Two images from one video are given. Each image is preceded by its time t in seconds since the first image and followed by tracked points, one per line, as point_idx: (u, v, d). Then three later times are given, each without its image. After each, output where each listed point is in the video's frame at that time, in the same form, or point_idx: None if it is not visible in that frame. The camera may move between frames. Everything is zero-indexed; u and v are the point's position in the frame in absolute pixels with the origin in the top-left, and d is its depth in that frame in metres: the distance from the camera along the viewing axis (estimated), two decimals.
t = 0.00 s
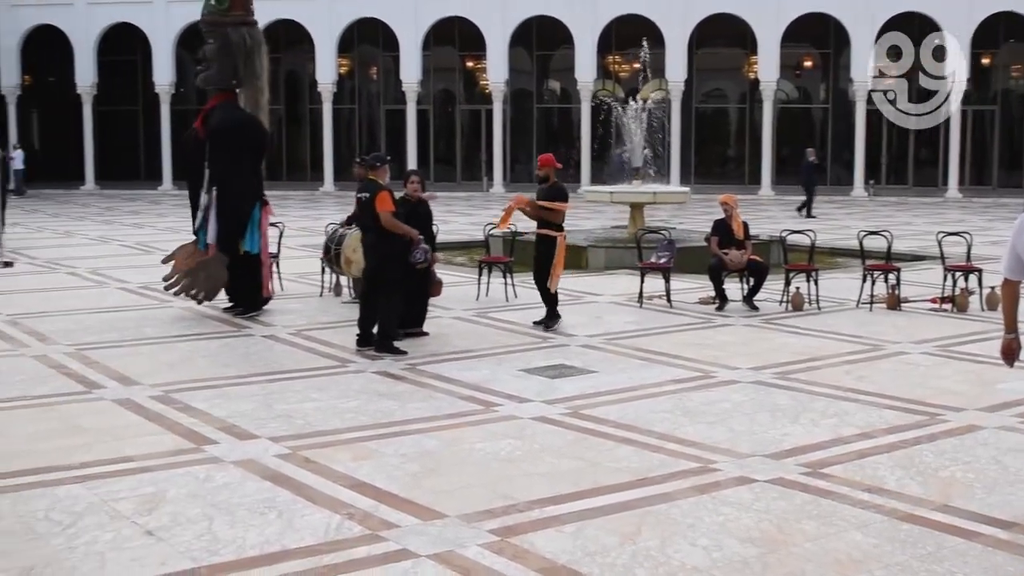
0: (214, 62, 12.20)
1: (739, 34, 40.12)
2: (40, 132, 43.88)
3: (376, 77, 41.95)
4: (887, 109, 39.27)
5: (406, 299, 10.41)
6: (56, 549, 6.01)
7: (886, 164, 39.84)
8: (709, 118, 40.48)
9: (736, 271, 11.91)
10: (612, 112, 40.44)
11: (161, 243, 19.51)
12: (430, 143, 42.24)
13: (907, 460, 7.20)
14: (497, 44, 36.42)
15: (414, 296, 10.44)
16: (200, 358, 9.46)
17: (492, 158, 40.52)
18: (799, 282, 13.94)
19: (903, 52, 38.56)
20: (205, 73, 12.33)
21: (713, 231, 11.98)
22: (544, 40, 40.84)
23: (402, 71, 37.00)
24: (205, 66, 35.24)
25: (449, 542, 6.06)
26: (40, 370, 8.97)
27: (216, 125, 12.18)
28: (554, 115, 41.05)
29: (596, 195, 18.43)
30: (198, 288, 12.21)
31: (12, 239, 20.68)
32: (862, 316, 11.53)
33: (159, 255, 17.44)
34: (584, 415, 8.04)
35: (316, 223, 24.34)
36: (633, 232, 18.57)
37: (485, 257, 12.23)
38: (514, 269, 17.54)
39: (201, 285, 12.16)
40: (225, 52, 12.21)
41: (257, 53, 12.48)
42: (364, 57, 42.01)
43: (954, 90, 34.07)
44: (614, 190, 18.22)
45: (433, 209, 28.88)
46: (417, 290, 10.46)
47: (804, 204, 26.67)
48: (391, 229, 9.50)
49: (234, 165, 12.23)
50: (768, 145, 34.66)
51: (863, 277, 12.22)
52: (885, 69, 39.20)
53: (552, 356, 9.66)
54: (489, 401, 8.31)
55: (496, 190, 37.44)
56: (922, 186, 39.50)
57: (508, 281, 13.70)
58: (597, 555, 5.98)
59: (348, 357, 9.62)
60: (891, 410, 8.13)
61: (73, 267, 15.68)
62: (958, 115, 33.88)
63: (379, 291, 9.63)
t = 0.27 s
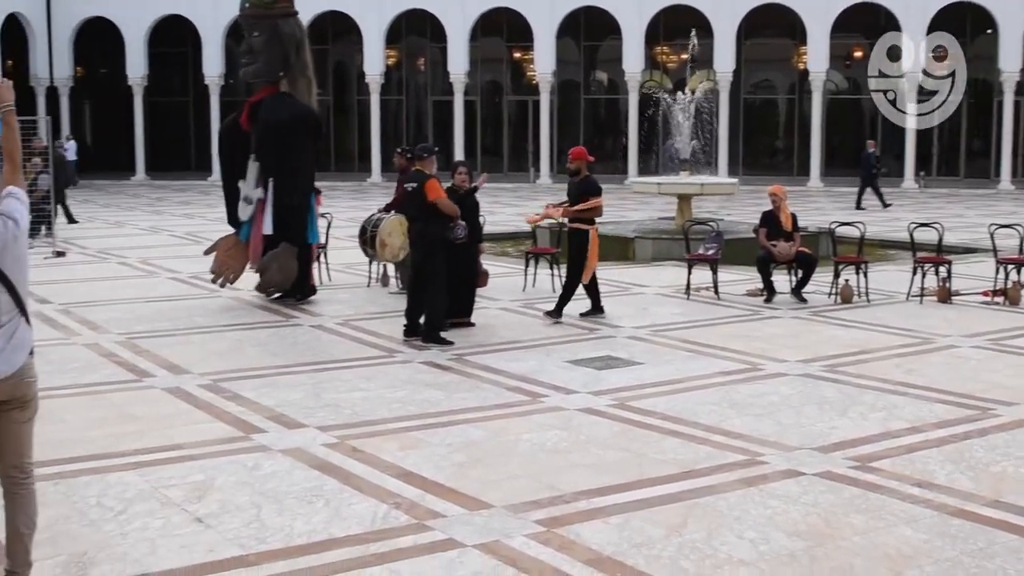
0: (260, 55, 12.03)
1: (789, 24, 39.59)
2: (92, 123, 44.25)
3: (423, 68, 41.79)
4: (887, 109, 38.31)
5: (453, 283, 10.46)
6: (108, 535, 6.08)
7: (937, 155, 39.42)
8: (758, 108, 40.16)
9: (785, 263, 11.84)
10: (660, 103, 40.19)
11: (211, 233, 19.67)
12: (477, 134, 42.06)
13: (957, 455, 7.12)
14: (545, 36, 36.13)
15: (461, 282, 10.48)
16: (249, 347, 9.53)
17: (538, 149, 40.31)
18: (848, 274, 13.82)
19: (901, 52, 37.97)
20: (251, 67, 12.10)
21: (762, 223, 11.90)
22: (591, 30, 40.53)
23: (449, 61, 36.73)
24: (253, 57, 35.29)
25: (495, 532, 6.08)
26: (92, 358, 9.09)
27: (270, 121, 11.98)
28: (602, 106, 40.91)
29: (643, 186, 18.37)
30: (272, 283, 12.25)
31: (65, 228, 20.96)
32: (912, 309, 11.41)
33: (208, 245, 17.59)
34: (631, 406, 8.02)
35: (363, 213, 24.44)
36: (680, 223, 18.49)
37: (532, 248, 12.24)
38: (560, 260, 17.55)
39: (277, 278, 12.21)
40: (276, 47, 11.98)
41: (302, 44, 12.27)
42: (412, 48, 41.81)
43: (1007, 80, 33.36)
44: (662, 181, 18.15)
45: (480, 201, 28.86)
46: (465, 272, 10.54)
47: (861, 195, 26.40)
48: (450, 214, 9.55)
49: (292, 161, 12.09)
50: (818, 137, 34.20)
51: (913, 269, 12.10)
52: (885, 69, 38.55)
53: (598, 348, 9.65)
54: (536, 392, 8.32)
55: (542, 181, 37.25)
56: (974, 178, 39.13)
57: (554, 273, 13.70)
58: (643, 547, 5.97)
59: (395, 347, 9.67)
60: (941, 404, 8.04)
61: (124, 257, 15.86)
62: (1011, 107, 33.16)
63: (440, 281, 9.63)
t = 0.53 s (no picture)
0: (308, 50, 12.39)
1: (830, 17, 39.18)
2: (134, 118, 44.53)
3: (462, 62, 41.75)
4: (886, 109, 38.67)
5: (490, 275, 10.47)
6: (149, 526, 6.14)
7: (980, 149, 38.98)
8: (798, 102, 39.84)
9: (824, 257, 11.76)
10: (700, 97, 39.85)
11: (251, 228, 19.80)
12: (515, 128, 41.90)
13: (999, 452, 7.05)
14: (584, 31, 35.95)
15: (498, 274, 10.47)
16: (289, 341, 9.59)
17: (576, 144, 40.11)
18: (889, 270, 13.71)
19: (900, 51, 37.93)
20: (300, 61, 12.45)
21: (801, 217, 11.84)
22: (630, 24, 40.34)
23: (487, 57, 36.58)
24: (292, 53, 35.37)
25: (533, 526, 6.08)
26: (135, 351, 9.18)
27: (320, 112, 12.29)
28: (641, 101, 40.73)
29: (682, 180, 18.32)
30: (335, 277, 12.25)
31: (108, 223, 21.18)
32: (954, 304, 11.30)
33: (248, 240, 17.72)
34: (669, 401, 8.01)
35: (402, 208, 24.52)
36: (719, 218, 18.42)
37: (570, 243, 12.25)
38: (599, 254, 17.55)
39: (339, 271, 12.20)
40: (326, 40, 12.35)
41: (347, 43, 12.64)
42: (450, 44, 41.76)
43: None
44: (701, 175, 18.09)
45: (518, 194, 28.83)
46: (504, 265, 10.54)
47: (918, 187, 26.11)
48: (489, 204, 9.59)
49: (342, 151, 12.33)
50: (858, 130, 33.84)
51: (955, 265, 11.98)
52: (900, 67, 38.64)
53: (637, 343, 9.63)
54: (574, 387, 8.31)
55: (581, 176, 37.06)
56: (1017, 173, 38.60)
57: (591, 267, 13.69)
58: (681, 542, 5.95)
59: (433, 342, 9.68)
60: (983, 401, 7.96)
61: (165, 252, 16.01)
62: None
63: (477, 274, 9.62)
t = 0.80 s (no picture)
0: (354, 50, 11.99)
1: (862, 13, 38.80)
2: (166, 116, 44.65)
3: (492, 60, 41.64)
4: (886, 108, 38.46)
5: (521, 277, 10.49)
6: (181, 522, 6.18)
7: (1014, 146, 38.67)
8: (829, 99, 39.56)
9: (856, 255, 11.72)
10: (731, 93, 39.50)
11: (282, 225, 19.86)
12: (545, 125, 41.81)
13: None
14: (615, 28, 35.77)
15: (527, 271, 10.50)
16: (320, 339, 9.62)
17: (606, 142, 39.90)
18: (922, 267, 13.62)
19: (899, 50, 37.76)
20: (343, 57, 12.03)
21: (833, 214, 11.79)
22: (660, 21, 40.11)
23: (518, 54, 36.42)
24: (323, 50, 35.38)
25: (563, 524, 6.08)
26: (167, 348, 9.24)
27: (369, 110, 12.19)
28: (671, 99, 40.45)
29: (713, 177, 18.27)
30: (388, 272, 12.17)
31: (140, 220, 21.32)
32: (988, 302, 11.22)
33: (279, 237, 17.79)
34: (699, 399, 7.99)
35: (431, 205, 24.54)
36: (750, 215, 18.35)
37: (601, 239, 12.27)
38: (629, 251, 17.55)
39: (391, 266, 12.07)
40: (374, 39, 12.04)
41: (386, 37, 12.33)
42: (481, 42, 41.70)
43: None
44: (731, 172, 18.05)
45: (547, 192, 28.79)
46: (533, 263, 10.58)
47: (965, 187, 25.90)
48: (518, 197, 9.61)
49: (388, 148, 12.37)
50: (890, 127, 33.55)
51: (989, 262, 11.89)
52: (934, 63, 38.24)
53: (667, 340, 9.61)
54: (603, 384, 8.30)
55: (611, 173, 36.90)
56: None
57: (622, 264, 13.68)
58: (711, 541, 5.93)
59: (462, 339, 9.69)
60: (1017, 400, 7.90)
61: (196, 249, 16.10)
62: None
63: (509, 269, 9.59)
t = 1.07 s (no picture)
0: (389, 49, 12.31)
1: (887, 9, 38.44)
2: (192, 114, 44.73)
3: (516, 58, 41.47)
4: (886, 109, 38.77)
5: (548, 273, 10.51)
6: (206, 519, 6.20)
7: None
8: (854, 96, 39.29)
9: (882, 253, 11.68)
10: (756, 91, 39.17)
11: (306, 223, 19.91)
12: (569, 123, 41.60)
13: None
14: (638, 25, 35.50)
15: (553, 267, 10.57)
16: (345, 336, 9.64)
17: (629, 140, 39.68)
18: (948, 266, 13.55)
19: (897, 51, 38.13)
20: (379, 56, 12.27)
21: (858, 212, 11.76)
22: (685, 18, 39.88)
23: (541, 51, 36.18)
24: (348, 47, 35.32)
25: (588, 522, 6.06)
26: (192, 345, 9.27)
27: (406, 109, 12.42)
28: (695, 96, 40.16)
29: (737, 175, 18.23)
30: (427, 271, 12.70)
31: (166, 218, 21.42)
32: (1016, 301, 11.14)
33: (303, 235, 17.84)
34: (724, 397, 7.97)
35: (455, 203, 24.54)
36: (774, 213, 18.28)
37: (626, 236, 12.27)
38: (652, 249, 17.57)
39: (431, 265, 12.69)
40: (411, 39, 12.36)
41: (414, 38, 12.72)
42: (504, 39, 41.48)
43: None
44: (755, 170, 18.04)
45: (571, 190, 28.74)
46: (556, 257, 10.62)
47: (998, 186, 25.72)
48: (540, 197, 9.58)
49: (422, 146, 12.63)
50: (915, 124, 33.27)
51: (1016, 261, 11.82)
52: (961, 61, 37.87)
53: (691, 339, 9.60)
54: (628, 382, 8.30)
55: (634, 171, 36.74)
56: None
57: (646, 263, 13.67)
58: (736, 539, 5.91)
59: (486, 337, 9.69)
60: None
61: (221, 246, 16.17)
62: None
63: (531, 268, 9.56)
